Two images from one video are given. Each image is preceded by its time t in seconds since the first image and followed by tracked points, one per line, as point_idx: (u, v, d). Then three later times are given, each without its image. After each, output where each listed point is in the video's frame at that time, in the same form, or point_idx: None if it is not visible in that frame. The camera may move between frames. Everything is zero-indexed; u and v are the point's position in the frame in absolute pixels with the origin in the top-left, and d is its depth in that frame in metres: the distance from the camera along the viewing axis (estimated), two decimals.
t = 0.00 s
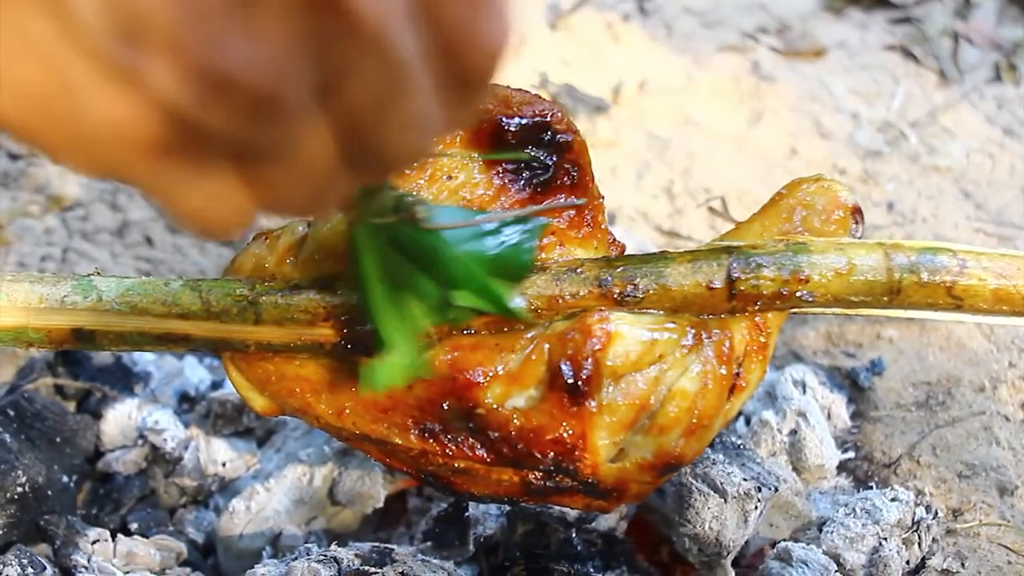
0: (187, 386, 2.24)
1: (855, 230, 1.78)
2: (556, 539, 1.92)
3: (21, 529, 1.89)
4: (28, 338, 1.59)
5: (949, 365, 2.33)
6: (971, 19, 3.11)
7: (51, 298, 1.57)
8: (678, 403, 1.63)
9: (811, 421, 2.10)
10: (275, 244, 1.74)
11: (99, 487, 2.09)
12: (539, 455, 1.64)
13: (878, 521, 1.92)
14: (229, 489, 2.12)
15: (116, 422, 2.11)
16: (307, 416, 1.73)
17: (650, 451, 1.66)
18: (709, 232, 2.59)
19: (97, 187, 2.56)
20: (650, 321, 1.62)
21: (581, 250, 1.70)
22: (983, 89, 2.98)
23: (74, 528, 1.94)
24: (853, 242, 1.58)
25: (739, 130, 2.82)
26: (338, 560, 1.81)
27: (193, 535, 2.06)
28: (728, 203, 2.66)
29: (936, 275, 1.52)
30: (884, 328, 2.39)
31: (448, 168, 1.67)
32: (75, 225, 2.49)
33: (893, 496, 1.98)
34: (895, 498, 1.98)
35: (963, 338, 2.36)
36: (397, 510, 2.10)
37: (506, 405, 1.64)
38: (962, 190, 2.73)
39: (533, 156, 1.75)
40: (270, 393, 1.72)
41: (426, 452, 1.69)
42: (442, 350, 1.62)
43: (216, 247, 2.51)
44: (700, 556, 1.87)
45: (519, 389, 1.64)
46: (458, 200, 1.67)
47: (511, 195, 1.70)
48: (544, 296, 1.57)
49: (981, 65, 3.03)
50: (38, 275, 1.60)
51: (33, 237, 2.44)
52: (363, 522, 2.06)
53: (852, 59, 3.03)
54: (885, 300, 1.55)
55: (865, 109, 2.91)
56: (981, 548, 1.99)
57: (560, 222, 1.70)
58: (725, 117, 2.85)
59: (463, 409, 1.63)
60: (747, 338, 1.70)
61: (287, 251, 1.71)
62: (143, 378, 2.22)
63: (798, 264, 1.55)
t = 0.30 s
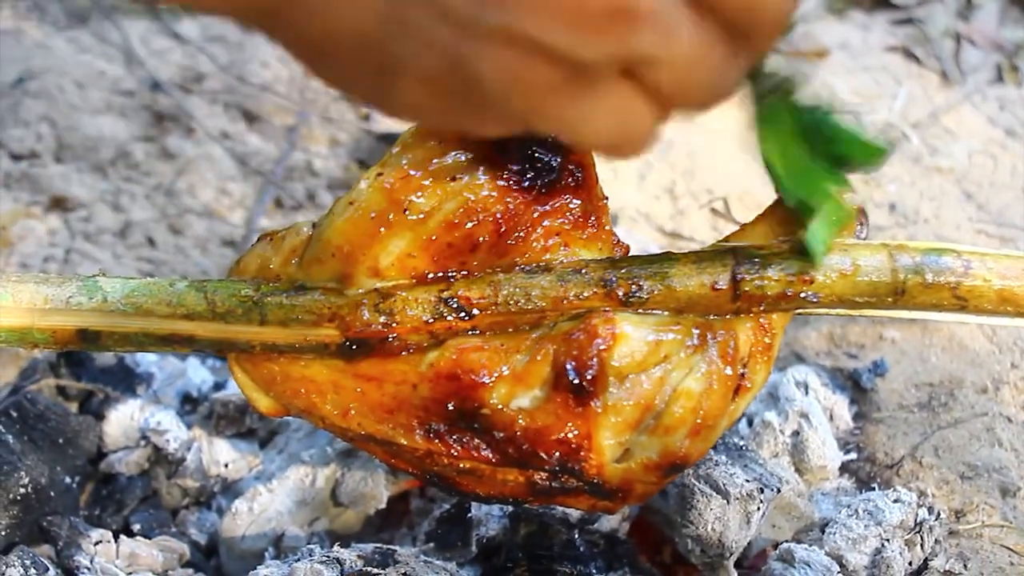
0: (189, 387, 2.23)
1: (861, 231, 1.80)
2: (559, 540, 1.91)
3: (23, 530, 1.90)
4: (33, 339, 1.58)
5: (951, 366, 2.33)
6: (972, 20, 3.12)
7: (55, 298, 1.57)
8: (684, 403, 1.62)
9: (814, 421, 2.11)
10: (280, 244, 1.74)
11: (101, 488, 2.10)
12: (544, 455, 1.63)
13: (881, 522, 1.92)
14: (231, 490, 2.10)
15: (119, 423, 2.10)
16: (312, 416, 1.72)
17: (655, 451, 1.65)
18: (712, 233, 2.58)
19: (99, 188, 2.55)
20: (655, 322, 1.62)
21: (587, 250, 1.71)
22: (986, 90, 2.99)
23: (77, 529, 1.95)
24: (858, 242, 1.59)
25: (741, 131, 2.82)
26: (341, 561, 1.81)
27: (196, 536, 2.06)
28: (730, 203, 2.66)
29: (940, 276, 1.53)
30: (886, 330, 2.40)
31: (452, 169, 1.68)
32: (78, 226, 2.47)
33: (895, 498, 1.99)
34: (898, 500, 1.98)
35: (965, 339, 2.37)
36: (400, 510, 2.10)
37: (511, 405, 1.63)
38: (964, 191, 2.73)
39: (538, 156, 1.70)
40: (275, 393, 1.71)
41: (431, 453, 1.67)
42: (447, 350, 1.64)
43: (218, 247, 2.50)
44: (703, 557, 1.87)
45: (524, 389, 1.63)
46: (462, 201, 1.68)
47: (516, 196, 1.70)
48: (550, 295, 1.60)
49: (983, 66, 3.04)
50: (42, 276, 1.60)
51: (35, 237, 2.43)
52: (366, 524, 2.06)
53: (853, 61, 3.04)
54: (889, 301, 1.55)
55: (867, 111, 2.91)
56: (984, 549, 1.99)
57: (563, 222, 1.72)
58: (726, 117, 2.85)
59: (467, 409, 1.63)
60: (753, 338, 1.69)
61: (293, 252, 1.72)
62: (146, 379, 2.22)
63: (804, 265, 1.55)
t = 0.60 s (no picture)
0: (189, 385, 2.22)
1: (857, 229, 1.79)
2: (559, 538, 1.92)
3: (23, 527, 1.90)
4: (30, 337, 1.58)
5: (952, 364, 2.32)
6: (973, 19, 3.11)
7: (53, 297, 1.57)
8: (681, 402, 1.62)
9: (814, 420, 2.10)
10: (277, 242, 1.74)
11: (101, 486, 2.10)
12: (542, 453, 1.63)
13: (880, 520, 1.92)
14: (231, 488, 2.10)
15: (118, 421, 2.11)
16: (310, 415, 1.71)
17: (653, 450, 1.65)
18: (712, 232, 2.60)
19: (99, 186, 2.56)
20: (653, 321, 1.63)
21: (586, 249, 1.73)
22: (986, 88, 2.98)
23: (77, 527, 1.95)
24: (857, 241, 1.59)
25: (741, 129, 2.81)
26: (340, 559, 1.81)
27: (196, 533, 2.05)
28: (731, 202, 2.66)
29: (939, 275, 1.52)
30: (886, 328, 2.39)
31: (450, 167, 1.70)
32: (77, 224, 2.49)
33: (895, 495, 1.99)
34: (898, 497, 1.98)
35: (966, 338, 2.36)
36: (399, 509, 2.09)
37: (508, 404, 1.63)
38: (964, 189, 2.73)
39: (536, 154, 1.72)
40: (272, 392, 1.71)
41: (428, 451, 1.67)
42: (445, 349, 1.64)
43: (218, 245, 2.51)
44: (702, 555, 1.87)
45: (521, 388, 1.63)
46: (460, 199, 1.69)
47: (513, 194, 1.71)
48: (548, 294, 1.61)
49: (983, 65, 3.03)
50: (40, 275, 1.60)
51: (34, 236, 2.46)
52: (365, 521, 2.06)
53: (855, 58, 3.02)
54: (888, 300, 1.55)
55: (868, 108, 2.90)
56: (984, 547, 1.99)
57: (561, 221, 1.72)
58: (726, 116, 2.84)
59: (465, 408, 1.63)
60: (750, 337, 1.70)
61: (291, 250, 1.72)
62: (145, 376, 2.21)
63: (801, 265, 1.55)
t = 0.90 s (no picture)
0: (187, 381, 2.22)
1: (855, 225, 1.79)
2: (556, 534, 1.92)
3: (20, 523, 1.90)
4: (27, 333, 1.59)
5: (949, 361, 2.32)
6: (971, 16, 3.11)
7: (50, 293, 1.57)
8: (679, 397, 1.62)
9: (811, 416, 2.10)
10: (275, 238, 1.73)
11: (98, 482, 2.10)
12: (539, 449, 1.63)
13: (878, 516, 1.92)
14: (229, 484, 2.11)
15: (116, 417, 2.11)
16: (307, 411, 1.71)
17: (650, 445, 1.64)
18: (709, 228, 2.63)
19: (97, 182, 2.57)
20: (650, 316, 1.63)
21: (583, 245, 1.72)
22: (984, 85, 2.98)
23: (74, 523, 1.96)
24: (854, 236, 1.59)
25: (740, 125, 2.81)
26: (337, 554, 1.81)
27: (193, 529, 2.06)
28: (729, 198, 2.68)
29: (936, 271, 1.52)
30: (884, 324, 2.37)
31: (447, 163, 1.70)
32: (75, 219, 2.52)
33: (892, 491, 1.99)
34: (895, 493, 1.98)
35: (963, 334, 2.35)
36: (397, 505, 2.09)
37: (505, 400, 1.63)
38: (962, 186, 2.73)
39: (533, 150, 1.73)
40: (269, 387, 1.70)
41: (425, 447, 1.67)
42: (442, 344, 1.64)
43: (216, 241, 2.53)
44: (699, 551, 1.87)
45: (518, 384, 1.63)
46: (457, 194, 1.69)
47: (510, 189, 1.71)
48: (545, 290, 1.62)
49: (981, 62, 3.03)
50: (36, 270, 1.60)
51: (32, 231, 2.49)
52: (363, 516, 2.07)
53: (853, 55, 3.02)
54: (885, 296, 1.55)
55: (866, 105, 2.90)
56: (981, 544, 1.98)
57: (559, 216, 1.71)
58: (725, 113, 2.83)
59: (462, 404, 1.62)
60: (747, 333, 1.70)
61: (288, 246, 1.71)
62: (143, 372, 2.21)
63: (798, 261, 1.55)
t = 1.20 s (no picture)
0: (184, 376, 2.23)
1: (852, 222, 1.79)
2: (554, 530, 1.92)
3: (18, 520, 1.90)
4: (25, 329, 1.59)
5: (947, 357, 2.33)
6: (970, 12, 3.13)
7: (47, 288, 1.57)
8: (676, 394, 1.61)
9: (809, 412, 2.10)
10: (272, 234, 1.73)
11: (95, 478, 2.10)
12: (536, 445, 1.63)
13: (875, 512, 1.92)
14: (226, 481, 2.11)
15: (113, 413, 2.11)
16: (304, 407, 1.71)
17: (647, 442, 1.65)
18: (709, 225, 2.60)
19: (95, 178, 2.55)
20: (648, 313, 1.62)
21: (581, 241, 1.72)
22: (983, 81, 2.98)
23: (71, 519, 1.96)
24: (852, 233, 1.59)
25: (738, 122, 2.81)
26: (335, 551, 1.82)
27: (190, 526, 2.06)
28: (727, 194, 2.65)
29: (934, 267, 1.52)
30: (883, 321, 2.40)
31: (445, 159, 1.70)
32: (73, 216, 2.48)
33: (890, 488, 1.99)
34: (893, 489, 1.98)
35: (961, 330, 2.37)
36: (394, 502, 2.08)
37: (502, 396, 1.62)
38: (961, 182, 2.73)
39: (531, 147, 1.72)
40: (267, 383, 1.70)
41: (422, 444, 1.67)
42: (439, 341, 1.64)
43: (214, 238, 2.51)
44: (697, 548, 1.86)
45: (516, 380, 1.62)
46: (454, 190, 1.69)
47: (508, 185, 1.71)
48: (542, 287, 1.62)
49: (980, 58, 3.03)
50: (34, 266, 1.60)
51: (30, 228, 2.44)
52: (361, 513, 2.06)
53: (852, 51, 3.02)
54: (882, 292, 1.55)
55: (864, 101, 2.90)
56: (979, 540, 1.99)
57: (556, 212, 1.71)
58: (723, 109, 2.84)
59: (459, 400, 1.62)
60: (745, 329, 1.69)
61: (285, 242, 1.71)
62: (141, 368, 2.22)
63: (795, 258, 1.55)
